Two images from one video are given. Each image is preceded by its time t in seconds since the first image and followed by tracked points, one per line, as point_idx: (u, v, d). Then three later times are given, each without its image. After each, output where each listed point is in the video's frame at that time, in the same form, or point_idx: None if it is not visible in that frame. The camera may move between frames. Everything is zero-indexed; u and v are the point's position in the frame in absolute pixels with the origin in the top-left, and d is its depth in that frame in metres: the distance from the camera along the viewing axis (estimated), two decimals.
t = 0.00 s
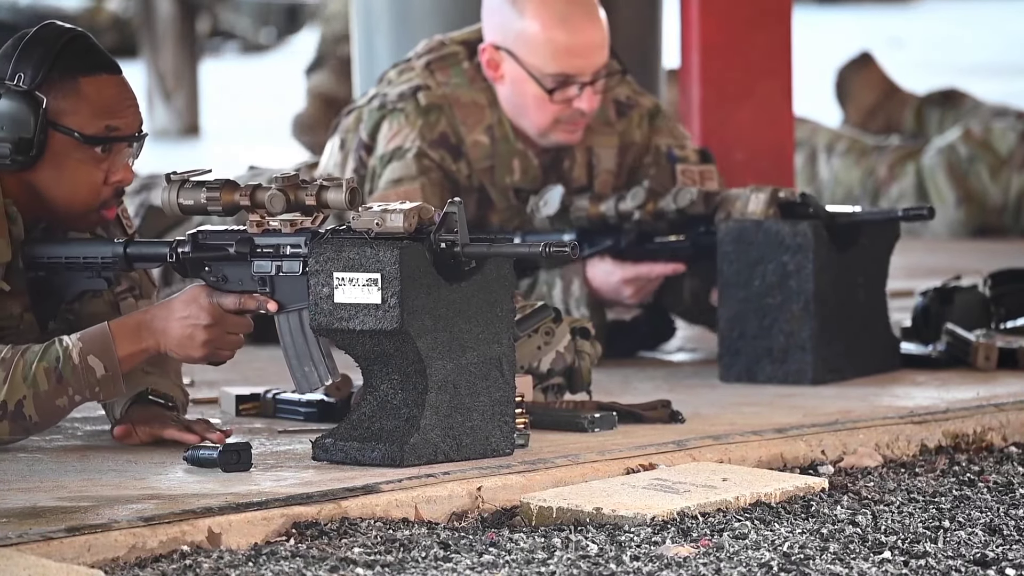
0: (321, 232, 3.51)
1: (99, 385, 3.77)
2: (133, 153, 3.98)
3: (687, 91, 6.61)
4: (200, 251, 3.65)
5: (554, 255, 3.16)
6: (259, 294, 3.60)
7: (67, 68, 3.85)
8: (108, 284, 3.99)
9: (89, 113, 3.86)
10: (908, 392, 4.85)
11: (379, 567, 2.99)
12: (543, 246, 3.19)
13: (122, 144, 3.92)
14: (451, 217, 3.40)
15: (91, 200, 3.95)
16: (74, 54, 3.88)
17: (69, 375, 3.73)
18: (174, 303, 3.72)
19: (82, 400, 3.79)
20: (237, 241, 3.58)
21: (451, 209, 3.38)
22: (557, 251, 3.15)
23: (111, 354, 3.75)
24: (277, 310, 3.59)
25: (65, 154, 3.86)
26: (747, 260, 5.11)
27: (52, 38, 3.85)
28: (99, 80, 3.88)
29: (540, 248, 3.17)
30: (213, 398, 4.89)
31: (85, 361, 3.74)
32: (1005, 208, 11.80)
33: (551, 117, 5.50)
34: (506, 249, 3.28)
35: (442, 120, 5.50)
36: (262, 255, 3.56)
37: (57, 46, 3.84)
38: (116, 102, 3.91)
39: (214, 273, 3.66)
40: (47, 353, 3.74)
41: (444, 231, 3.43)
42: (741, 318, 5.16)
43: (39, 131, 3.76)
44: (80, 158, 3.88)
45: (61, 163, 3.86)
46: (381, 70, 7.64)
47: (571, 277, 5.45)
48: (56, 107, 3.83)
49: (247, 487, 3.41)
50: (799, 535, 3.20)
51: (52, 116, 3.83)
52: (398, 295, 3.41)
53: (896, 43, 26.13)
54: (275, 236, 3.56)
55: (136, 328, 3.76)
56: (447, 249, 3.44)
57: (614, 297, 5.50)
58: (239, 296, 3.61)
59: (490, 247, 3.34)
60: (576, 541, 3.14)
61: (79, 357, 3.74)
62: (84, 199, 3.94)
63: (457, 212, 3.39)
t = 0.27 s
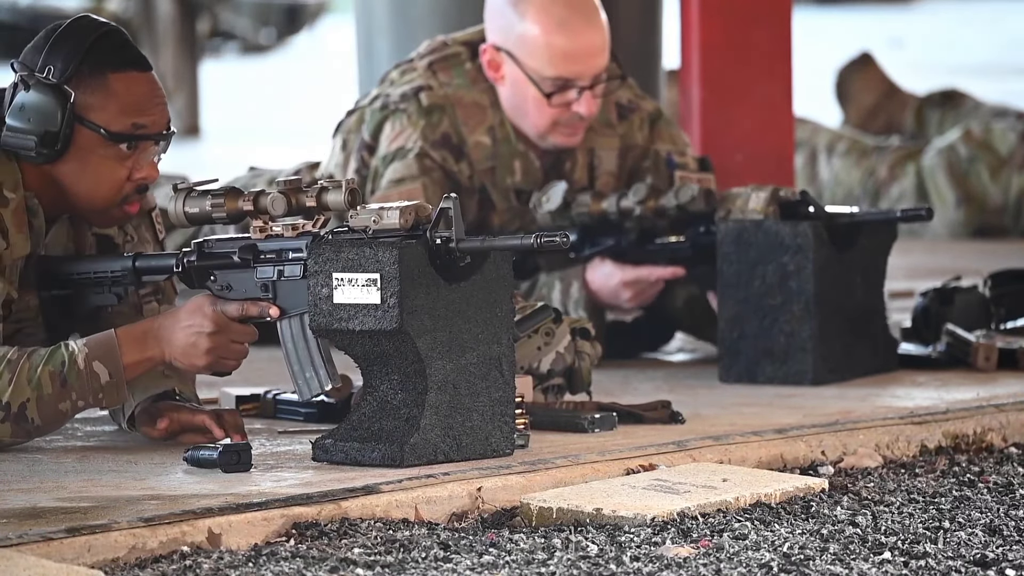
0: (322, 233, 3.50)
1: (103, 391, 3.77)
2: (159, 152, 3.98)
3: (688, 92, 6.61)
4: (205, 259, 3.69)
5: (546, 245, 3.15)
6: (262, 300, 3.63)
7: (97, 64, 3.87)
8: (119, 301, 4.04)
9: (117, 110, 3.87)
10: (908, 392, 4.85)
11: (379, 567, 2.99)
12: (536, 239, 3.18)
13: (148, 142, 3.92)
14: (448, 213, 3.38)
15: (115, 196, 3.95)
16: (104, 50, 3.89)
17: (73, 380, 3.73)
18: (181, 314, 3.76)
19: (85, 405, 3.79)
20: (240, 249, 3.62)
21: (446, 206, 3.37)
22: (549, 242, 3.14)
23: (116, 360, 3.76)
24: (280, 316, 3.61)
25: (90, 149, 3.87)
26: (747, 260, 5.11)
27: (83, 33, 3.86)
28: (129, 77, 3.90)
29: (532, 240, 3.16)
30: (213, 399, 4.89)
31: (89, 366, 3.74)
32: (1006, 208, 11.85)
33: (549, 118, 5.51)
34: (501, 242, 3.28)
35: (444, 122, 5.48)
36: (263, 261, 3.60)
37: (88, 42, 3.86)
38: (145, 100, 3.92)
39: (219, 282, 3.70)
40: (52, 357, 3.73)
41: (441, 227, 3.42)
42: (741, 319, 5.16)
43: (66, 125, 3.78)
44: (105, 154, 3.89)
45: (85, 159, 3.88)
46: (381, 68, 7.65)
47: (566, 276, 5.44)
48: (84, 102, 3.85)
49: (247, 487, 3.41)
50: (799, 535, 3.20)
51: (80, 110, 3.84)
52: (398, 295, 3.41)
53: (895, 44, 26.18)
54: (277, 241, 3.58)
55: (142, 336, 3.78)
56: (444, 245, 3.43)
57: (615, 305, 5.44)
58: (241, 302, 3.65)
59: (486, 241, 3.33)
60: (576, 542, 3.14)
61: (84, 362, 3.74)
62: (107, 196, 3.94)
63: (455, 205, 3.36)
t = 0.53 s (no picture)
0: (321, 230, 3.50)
1: (98, 377, 3.76)
2: (158, 151, 3.99)
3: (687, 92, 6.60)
4: (209, 241, 3.68)
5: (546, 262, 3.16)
6: (258, 287, 3.62)
7: (91, 68, 3.86)
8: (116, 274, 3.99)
9: (112, 113, 3.87)
10: (908, 392, 4.85)
11: (379, 567, 2.99)
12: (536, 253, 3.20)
13: (146, 143, 3.92)
14: (451, 219, 3.42)
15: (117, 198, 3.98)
16: (98, 53, 3.88)
17: (68, 367, 3.73)
18: (171, 297, 3.75)
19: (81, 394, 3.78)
20: (241, 235, 3.61)
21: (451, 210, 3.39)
22: (549, 259, 3.15)
23: (109, 345, 3.75)
24: (275, 304, 3.59)
25: (88, 155, 3.88)
26: (747, 260, 5.11)
27: (76, 37, 3.85)
28: (123, 79, 3.89)
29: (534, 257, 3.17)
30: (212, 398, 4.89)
31: (83, 352, 3.74)
32: (1005, 207, 11.90)
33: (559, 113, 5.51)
34: (501, 254, 3.29)
35: (448, 122, 5.51)
36: (265, 248, 3.58)
37: (80, 46, 3.84)
38: (140, 100, 3.92)
39: (219, 264, 3.68)
40: (46, 345, 3.73)
41: (444, 233, 3.44)
42: (741, 318, 5.16)
43: (64, 132, 3.77)
44: (104, 159, 3.89)
45: (84, 164, 3.89)
46: (381, 68, 7.65)
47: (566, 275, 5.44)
48: (79, 108, 3.84)
49: (247, 487, 3.41)
50: (799, 535, 3.20)
51: (76, 116, 3.84)
52: (397, 294, 3.41)
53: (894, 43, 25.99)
54: (278, 230, 3.57)
55: (134, 320, 3.77)
56: (445, 250, 3.46)
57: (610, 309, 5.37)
58: (238, 288, 3.64)
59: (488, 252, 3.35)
60: (577, 542, 3.14)
61: (77, 348, 3.74)
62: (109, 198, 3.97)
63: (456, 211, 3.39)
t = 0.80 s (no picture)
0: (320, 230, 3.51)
1: (97, 385, 3.74)
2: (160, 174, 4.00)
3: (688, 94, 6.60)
4: (204, 247, 3.67)
5: (546, 258, 3.17)
6: (257, 291, 3.62)
7: (94, 89, 3.86)
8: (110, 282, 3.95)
9: (114, 136, 3.88)
10: (908, 392, 4.85)
11: (379, 567, 2.99)
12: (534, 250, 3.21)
13: (147, 166, 3.94)
14: (450, 219, 3.42)
15: (118, 221, 3.99)
16: (100, 74, 3.88)
17: (68, 373, 3.70)
18: (171, 304, 3.76)
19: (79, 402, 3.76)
20: (237, 239, 3.62)
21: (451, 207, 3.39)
22: (549, 255, 3.17)
23: (110, 353, 3.75)
24: (274, 308, 3.60)
25: (90, 176, 3.89)
26: (747, 261, 5.11)
27: (79, 59, 3.84)
28: (126, 102, 3.89)
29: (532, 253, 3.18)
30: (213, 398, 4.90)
31: (84, 358, 3.72)
32: (1005, 208, 11.70)
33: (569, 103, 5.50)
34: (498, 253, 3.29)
35: (454, 112, 5.48)
36: (261, 252, 3.59)
37: (83, 68, 3.84)
38: (144, 123, 3.92)
39: (214, 270, 3.69)
40: (46, 352, 3.70)
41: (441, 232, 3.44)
42: (741, 319, 5.16)
43: (65, 152, 3.77)
44: (105, 180, 3.91)
45: (86, 184, 3.91)
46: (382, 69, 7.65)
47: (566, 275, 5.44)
48: (81, 128, 3.85)
49: (247, 487, 3.41)
50: (799, 535, 3.20)
51: (79, 136, 3.86)
52: (397, 294, 3.41)
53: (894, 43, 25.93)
54: (277, 233, 3.59)
55: (135, 327, 3.78)
56: (444, 250, 3.45)
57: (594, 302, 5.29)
58: (236, 294, 3.64)
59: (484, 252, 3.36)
60: (577, 542, 3.14)
61: (78, 355, 3.72)
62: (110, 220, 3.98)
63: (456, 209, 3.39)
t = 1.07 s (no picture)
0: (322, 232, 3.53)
1: (95, 385, 3.74)
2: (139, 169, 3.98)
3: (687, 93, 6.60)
4: (211, 249, 3.76)
5: (529, 248, 3.20)
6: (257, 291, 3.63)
7: (70, 86, 3.83)
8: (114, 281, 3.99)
9: (92, 134, 3.85)
10: (908, 392, 4.85)
11: (379, 567, 2.99)
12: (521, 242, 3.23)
13: (127, 161, 3.91)
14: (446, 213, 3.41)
15: (100, 217, 3.95)
16: (77, 72, 3.85)
17: (67, 372, 3.70)
18: (171, 307, 3.77)
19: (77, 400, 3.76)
20: (246, 240, 3.68)
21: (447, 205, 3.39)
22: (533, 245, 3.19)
23: (109, 353, 3.74)
24: (270, 307, 3.61)
25: (71, 174, 3.86)
26: (747, 260, 5.11)
27: (54, 57, 3.82)
28: (101, 99, 3.87)
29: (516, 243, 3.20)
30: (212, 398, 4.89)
31: (83, 358, 3.72)
32: (1005, 208, 11.69)
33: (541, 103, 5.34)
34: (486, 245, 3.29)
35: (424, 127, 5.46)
36: (268, 254, 3.64)
37: (58, 67, 3.81)
38: (120, 120, 3.90)
39: (220, 274, 3.75)
40: (44, 351, 3.70)
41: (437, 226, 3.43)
42: (741, 319, 5.16)
43: (42, 151, 3.75)
44: (86, 177, 3.87)
45: (67, 183, 3.87)
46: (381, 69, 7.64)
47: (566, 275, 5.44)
48: (58, 126, 3.82)
49: (247, 487, 3.41)
50: (799, 535, 3.20)
51: (56, 134, 3.82)
52: (397, 294, 3.41)
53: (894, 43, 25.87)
54: (280, 237, 3.63)
55: (135, 327, 3.77)
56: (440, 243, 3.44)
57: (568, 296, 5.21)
58: (235, 295, 3.66)
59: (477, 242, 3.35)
60: (577, 542, 3.14)
61: (77, 354, 3.72)
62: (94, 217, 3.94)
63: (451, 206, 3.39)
